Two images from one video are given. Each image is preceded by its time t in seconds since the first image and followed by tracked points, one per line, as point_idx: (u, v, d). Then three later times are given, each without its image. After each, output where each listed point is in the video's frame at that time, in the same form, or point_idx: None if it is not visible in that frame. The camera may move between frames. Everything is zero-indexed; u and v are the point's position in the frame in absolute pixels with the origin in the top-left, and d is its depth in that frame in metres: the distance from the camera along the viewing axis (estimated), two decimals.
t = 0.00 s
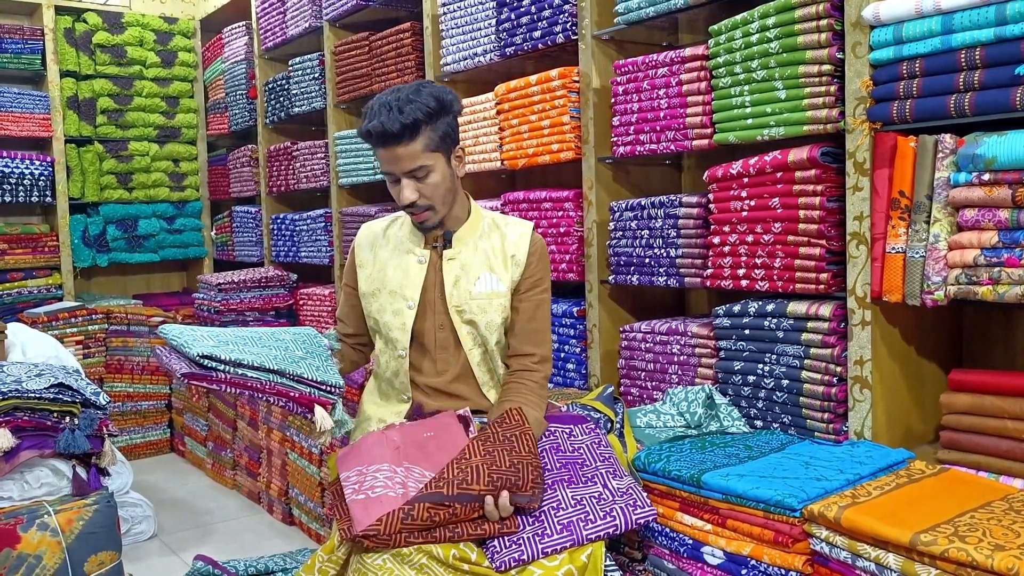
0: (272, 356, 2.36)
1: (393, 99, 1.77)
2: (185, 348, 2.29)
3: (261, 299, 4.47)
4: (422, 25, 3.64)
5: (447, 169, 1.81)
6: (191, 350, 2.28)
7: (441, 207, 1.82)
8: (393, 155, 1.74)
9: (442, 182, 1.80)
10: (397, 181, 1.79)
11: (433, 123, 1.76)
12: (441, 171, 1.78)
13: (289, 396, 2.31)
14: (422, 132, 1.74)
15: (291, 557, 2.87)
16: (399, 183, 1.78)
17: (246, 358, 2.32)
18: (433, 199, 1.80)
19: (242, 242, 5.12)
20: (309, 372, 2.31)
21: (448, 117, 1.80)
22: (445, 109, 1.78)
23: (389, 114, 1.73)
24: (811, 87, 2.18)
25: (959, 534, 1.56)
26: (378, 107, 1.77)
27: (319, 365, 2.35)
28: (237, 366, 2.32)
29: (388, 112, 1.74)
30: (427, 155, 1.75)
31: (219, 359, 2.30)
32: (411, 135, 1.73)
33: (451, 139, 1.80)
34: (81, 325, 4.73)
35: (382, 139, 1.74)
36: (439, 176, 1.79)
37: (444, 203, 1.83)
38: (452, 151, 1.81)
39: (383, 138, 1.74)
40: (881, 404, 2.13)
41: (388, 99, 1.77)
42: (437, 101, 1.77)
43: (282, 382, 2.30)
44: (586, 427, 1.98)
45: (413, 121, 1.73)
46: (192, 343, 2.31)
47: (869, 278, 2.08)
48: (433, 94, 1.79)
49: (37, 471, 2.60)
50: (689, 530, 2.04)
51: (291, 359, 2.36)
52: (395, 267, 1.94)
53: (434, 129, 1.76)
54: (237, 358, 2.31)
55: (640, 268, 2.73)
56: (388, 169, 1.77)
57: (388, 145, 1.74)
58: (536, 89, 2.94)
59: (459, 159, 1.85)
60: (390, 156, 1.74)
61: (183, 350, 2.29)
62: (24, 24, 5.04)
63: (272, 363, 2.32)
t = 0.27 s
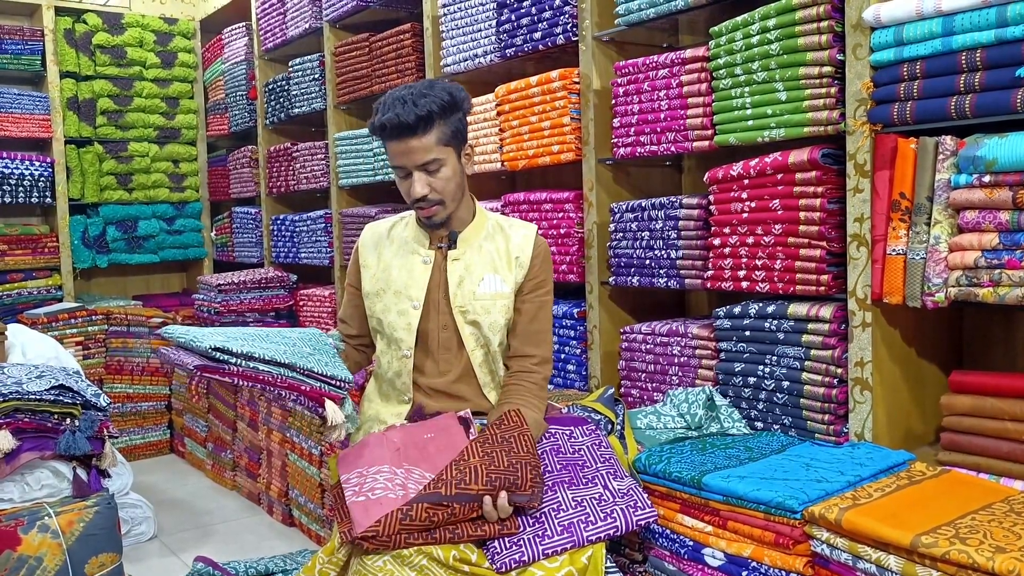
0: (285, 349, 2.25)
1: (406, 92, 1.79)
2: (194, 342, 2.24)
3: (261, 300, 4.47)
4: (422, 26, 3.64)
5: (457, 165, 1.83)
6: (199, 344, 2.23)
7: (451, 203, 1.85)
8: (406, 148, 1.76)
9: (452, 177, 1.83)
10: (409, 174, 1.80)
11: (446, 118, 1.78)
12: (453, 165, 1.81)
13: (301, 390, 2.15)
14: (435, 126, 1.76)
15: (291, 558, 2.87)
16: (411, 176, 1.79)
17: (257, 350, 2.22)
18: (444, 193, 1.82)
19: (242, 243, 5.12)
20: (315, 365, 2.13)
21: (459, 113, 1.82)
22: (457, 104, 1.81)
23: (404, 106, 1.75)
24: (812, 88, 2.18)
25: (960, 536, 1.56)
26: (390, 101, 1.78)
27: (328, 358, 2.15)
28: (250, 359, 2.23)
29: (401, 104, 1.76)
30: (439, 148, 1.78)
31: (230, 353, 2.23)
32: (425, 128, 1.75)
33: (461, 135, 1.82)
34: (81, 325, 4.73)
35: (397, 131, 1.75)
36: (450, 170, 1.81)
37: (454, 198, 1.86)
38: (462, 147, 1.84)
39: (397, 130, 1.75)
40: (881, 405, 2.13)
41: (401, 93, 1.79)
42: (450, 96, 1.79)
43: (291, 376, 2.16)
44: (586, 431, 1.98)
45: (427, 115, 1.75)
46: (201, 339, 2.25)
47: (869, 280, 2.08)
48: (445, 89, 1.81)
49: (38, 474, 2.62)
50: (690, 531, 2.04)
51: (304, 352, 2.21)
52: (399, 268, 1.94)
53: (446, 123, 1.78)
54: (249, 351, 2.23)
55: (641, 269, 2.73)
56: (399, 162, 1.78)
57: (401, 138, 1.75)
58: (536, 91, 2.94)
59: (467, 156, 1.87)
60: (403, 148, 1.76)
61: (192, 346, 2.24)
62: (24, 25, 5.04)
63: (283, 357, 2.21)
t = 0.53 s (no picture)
0: (288, 350, 2.63)
1: (414, 91, 1.80)
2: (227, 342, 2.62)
3: (261, 300, 4.47)
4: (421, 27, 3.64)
5: (460, 166, 1.83)
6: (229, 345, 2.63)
7: (451, 204, 1.84)
8: (409, 146, 1.77)
9: (454, 178, 1.83)
10: (411, 173, 1.81)
11: (451, 119, 1.79)
12: (456, 166, 1.81)
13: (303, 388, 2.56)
14: (440, 126, 1.77)
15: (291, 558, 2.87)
16: (413, 175, 1.80)
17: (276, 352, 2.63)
18: (445, 194, 1.82)
19: (242, 243, 5.12)
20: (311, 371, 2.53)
21: (466, 115, 1.83)
22: (464, 106, 1.82)
23: (409, 105, 1.77)
24: (811, 88, 2.18)
25: (959, 536, 1.57)
26: (398, 99, 1.80)
27: (328, 359, 2.56)
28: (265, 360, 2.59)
29: (407, 103, 1.77)
30: (442, 149, 1.78)
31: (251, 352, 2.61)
32: (429, 127, 1.77)
33: (467, 137, 1.83)
34: (81, 325, 4.75)
35: (400, 129, 1.77)
36: (453, 171, 1.82)
37: (456, 201, 1.86)
38: (467, 149, 1.84)
39: (401, 128, 1.77)
40: (881, 405, 2.14)
41: (409, 92, 1.81)
42: (457, 98, 1.80)
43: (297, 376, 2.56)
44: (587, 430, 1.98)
45: (432, 115, 1.76)
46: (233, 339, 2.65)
47: (869, 280, 2.08)
48: (454, 90, 1.81)
49: (38, 474, 2.63)
50: (690, 531, 2.04)
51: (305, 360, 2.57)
52: (403, 267, 1.94)
53: (451, 124, 1.79)
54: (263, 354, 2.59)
55: (640, 269, 2.73)
56: (402, 160, 1.80)
57: (405, 136, 1.77)
58: (536, 91, 2.95)
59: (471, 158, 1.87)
60: (406, 146, 1.77)
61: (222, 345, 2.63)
62: (24, 26, 5.04)
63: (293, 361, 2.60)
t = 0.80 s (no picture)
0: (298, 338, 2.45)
1: (415, 89, 1.82)
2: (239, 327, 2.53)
3: (261, 300, 4.47)
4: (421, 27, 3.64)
5: (455, 167, 1.84)
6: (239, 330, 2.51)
7: (441, 205, 1.84)
8: (403, 143, 1.78)
9: (445, 178, 1.83)
10: (404, 170, 1.83)
11: (447, 120, 1.80)
12: (448, 167, 1.82)
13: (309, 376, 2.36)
14: (434, 126, 1.78)
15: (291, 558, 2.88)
16: (405, 171, 1.82)
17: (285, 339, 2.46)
18: (434, 194, 1.82)
19: (241, 243, 5.12)
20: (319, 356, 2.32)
21: (464, 117, 1.83)
22: (462, 109, 1.82)
23: (406, 102, 1.78)
24: (810, 88, 2.19)
25: (958, 534, 1.57)
26: (396, 95, 1.81)
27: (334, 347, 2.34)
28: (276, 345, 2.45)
29: (404, 101, 1.78)
30: (436, 149, 1.79)
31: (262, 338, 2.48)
32: (424, 126, 1.78)
33: (463, 140, 1.83)
34: (80, 325, 4.74)
35: (395, 125, 1.78)
36: (444, 172, 1.82)
37: (446, 202, 1.85)
38: (463, 151, 1.84)
39: (396, 124, 1.78)
40: (880, 405, 2.14)
41: (408, 90, 1.81)
42: (455, 99, 1.80)
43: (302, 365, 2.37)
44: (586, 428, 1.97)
45: (428, 114, 1.77)
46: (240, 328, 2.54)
47: (868, 279, 2.09)
48: (454, 92, 1.82)
49: (38, 473, 2.63)
50: (689, 530, 2.05)
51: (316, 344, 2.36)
52: (403, 267, 1.94)
53: (447, 125, 1.80)
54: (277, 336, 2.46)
55: (640, 269, 2.74)
56: (396, 155, 1.81)
57: (399, 132, 1.78)
58: (535, 91, 2.95)
59: (469, 161, 1.88)
60: (400, 143, 1.79)
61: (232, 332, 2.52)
62: (24, 26, 5.05)
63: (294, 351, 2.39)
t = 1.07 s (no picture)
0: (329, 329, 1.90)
1: (422, 87, 1.85)
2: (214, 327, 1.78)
3: (261, 302, 4.46)
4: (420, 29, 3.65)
5: (456, 166, 1.86)
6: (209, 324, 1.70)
7: (442, 201, 1.87)
8: (408, 139, 1.81)
9: (448, 175, 1.86)
10: (406, 166, 1.85)
11: (453, 119, 1.83)
12: (451, 165, 1.84)
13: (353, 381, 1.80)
14: (440, 124, 1.81)
15: (290, 560, 2.88)
16: (407, 167, 1.85)
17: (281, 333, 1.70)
18: (436, 190, 1.85)
19: (241, 245, 5.13)
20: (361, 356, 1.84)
21: (470, 117, 1.86)
22: (468, 109, 1.85)
23: (414, 98, 1.81)
24: (809, 91, 2.19)
25: (958, 536, 1.57)
26: (405, 92, 1.85)
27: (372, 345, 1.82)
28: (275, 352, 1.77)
29: (412, 97, 1.81)
30: (440, 146, 1.82)
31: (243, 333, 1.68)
32: (429, 123, 1.81)
33: (467, 139, 1.86)
34: (79, 328, 4.70)
35: (401, 121, 1.81)
36: (447, 169, 1.85)
37: (447, 199, 1.88)
38: (467, 151, 1.87)
39: (403, 120, 1.81)
40: (879, 407, 2.14)
41: (417, 87, 1.85)
42: (462, 99, 1.83)
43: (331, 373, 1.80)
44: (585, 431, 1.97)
45: (434, 112, 1.80)
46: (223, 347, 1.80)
47: (867, 282, 2.09)
48: (461, 91, 1.85)
49: (38, 476, 2.64)
50: (689, 532, 2.05)
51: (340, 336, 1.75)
52: (402, 269, 1.95)
53: (452, 123, 1.83)
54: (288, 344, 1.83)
55: (639, 271, 2.74)
56: (400, 150, 1.84)
57: (405, 128, 1.82)
58: (535, 93, 2.95)
59: (471, 162, 1.90)
60: (404, 138, 1.82)
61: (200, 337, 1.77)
62: (23, 28, 5.05)
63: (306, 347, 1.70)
